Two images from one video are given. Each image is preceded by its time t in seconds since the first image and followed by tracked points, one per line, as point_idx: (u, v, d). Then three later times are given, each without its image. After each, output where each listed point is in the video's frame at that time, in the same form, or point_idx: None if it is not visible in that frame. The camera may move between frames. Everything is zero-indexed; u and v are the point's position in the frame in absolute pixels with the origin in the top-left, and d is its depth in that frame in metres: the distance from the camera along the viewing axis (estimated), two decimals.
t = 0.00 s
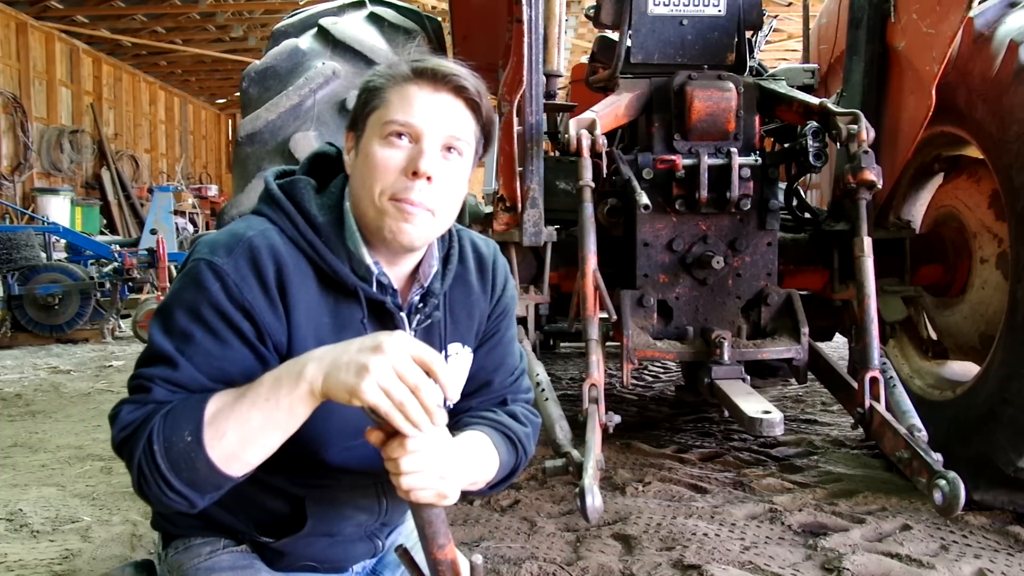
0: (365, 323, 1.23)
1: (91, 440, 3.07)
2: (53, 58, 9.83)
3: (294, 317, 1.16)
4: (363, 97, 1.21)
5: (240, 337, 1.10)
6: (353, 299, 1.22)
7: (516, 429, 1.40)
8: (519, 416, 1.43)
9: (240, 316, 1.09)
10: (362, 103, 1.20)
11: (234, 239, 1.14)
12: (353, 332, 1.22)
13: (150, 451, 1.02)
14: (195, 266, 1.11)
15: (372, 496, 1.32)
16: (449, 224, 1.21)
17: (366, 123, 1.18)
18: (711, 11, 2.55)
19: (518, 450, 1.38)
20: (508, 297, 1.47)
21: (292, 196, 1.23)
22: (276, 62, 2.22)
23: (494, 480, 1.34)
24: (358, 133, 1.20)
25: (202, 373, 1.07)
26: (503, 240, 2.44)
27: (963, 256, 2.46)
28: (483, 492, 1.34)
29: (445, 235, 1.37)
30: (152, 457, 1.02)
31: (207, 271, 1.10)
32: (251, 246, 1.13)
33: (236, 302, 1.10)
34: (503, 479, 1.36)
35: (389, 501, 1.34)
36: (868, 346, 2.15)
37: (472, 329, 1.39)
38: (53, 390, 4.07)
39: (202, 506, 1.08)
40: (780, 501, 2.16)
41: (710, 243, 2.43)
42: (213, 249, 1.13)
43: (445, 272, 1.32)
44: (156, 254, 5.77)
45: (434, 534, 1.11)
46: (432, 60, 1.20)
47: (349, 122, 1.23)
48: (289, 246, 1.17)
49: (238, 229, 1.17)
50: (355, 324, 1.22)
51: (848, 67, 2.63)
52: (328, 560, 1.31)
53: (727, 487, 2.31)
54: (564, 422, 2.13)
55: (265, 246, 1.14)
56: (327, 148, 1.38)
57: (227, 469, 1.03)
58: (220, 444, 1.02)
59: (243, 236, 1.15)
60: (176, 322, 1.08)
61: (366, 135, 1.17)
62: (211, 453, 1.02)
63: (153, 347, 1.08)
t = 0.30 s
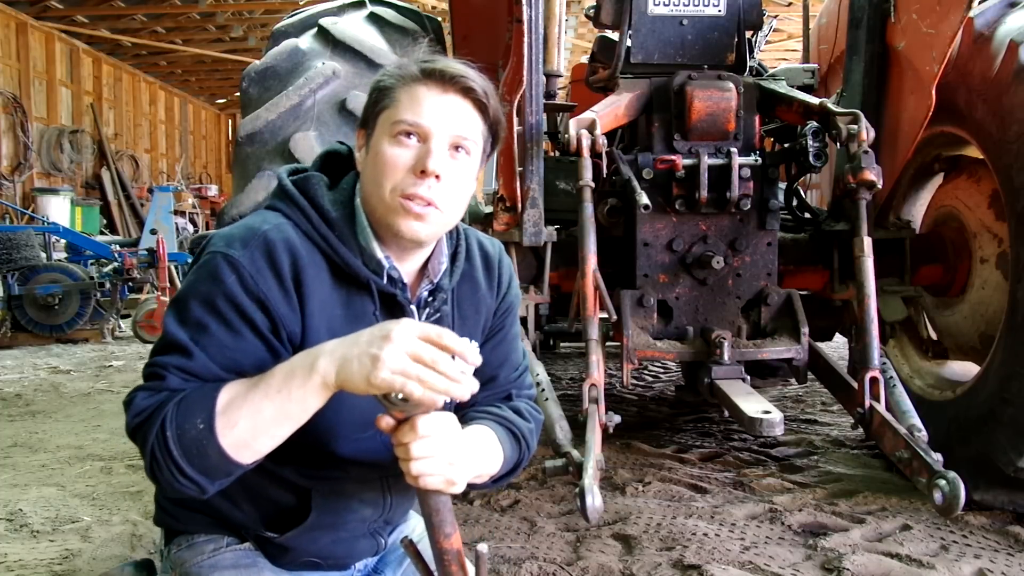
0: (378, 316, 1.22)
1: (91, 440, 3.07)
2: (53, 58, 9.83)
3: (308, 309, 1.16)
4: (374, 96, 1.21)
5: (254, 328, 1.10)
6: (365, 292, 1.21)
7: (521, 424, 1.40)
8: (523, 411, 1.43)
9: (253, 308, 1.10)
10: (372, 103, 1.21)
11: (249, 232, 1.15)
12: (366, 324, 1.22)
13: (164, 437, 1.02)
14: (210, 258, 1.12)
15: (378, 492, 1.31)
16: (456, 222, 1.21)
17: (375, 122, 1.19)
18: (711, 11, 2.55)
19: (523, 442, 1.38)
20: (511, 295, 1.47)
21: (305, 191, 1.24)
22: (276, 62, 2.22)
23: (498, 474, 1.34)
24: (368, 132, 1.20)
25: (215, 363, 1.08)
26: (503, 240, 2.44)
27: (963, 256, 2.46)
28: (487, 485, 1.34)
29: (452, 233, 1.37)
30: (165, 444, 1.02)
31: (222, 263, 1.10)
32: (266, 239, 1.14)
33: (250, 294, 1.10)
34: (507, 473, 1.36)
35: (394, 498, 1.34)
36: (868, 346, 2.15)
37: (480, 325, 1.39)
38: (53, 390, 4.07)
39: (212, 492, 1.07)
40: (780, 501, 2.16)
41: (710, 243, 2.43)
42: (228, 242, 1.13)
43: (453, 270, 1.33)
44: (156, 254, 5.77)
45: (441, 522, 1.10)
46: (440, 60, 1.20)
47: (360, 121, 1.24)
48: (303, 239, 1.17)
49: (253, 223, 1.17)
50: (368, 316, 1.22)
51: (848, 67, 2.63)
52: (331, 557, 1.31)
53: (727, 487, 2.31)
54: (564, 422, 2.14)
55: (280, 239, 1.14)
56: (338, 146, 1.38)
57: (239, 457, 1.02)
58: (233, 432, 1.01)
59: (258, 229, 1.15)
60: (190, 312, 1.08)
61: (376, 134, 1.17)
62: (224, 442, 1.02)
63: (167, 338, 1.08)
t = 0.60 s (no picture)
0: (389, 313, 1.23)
1: (91, 440, 3.07)
2: (53, 58, 9.83)
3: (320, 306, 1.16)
4: (380, 94, 1.21)
5: (271, 325, 1.09)
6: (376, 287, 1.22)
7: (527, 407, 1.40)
8: (526, 395, 1.44)
9: (266, 305, 1.09)
10: (378, 101, 1.20)
11: (260, 234, 1.16)
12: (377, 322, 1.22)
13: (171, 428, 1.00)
14: (221, 259, 1.12)
15: (382, 487, 1.33)
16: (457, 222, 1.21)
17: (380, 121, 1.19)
18: (711, 11, 2.55)
19: (531, 423, 1.38)
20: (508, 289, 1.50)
21: (311, 191, 1.24)
22: (276, 62, 2.22)
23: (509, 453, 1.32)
24: (373, 129, 1.20)
25: (237, 356, 1.06)
26: (503, 240, 2.44)
27: (963, 255, 2.46)
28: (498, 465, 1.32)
29: (452, 228, 1.40)
30: (171, 433, 1.00)
31: (234, 262, 1.10)
32: (277, 239, 1.15)
33: (263, 292, 1.10)
34: (517, 455, 1.34)
35: (399, 493, 1.35)
36: (868, 346, 2.15)
37: (485, 315, 1.41)
38: (53, 390, 4.07)
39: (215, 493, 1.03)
40: (780, 501, 2.16)
41: (710, 243, 2.43)
42: (239, 244, 1.14)
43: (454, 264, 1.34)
44: (156, 254, 5.77)
45: (478, 499, 1.06)
46: (446, 61, 1.20)
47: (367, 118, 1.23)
48: (313, 239, 1.19)
49: (263, 227, 1.18)
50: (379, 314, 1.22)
51: (848, 67, 2.63)
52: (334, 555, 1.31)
53: (727, 487, 2.31)
54: (564, 423, 2.13)
55: (290, 239, 1.16)
56: (335, 146, 1.37)
57: (237, 457, 0.98)
58: (233, 433, 0.97)
59: (270, 231, 1.16)
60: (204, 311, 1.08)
61: (381, 133, 1.17)
62: (223, 440, 0.97)
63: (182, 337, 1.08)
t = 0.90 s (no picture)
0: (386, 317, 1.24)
1: (91, 440, 3.07)
2: (53, 58, 9.83)
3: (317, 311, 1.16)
4: (386, 98, 1.21)
5: (268, 329, 1.09)
6: (373, 292, 1.23)
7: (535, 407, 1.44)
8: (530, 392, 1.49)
9: (263, 310, 1.09)
10: (384, 106, 1.20)
11: (256, 240, 1.16)
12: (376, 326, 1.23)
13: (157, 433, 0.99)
14: (218, 264, 1.12)
15: (382, 488, 1.34)
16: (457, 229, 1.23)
17: (386, 126, 1.19)
18: (711, 11, 2.55)
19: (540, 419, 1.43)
20: (505, 288, 1.53)
21: (308, 196, 1.24)
22: (276, 62, 2.22)
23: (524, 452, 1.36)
24: (378, 132, 1.20)
25: (238, 361, 1.05)
26: (503, 240, 2.44)
27: (962, 255, 2.46)
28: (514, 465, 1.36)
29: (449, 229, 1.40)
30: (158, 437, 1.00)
31: (230, 267, 1.10)
32: (274, 245, 1.15)
33: (261, 297, 1.10)
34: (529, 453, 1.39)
35: (399, 494, 1.37)
36: (868, 346, 2.15)
37: (484, 316, 1.44)
38: (53, 390, 4.08)
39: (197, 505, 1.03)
40: (780, 501, 2.16)
41: (710, 243, 2.43)
42: (235, 250, 1.14)
43: (454, 266, 1.35)
44: (156, 254, 5.77)
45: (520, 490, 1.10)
46: (455, 69, 1.19)
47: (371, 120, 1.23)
48: (310, 244, 1.19)
49: (260, 232, 1.18)
50: (376, 318, 1.23)
51: (848, 67, 2.63)
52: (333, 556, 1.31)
53: (727, 487, 2.31)
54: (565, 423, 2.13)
55: (288, 245, 1.16)
56: (331, 146, 1.36)
57: (206, 478, 0.97)
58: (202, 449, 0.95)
59: (267, 238, 1.16)
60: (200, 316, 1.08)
61: (385, 139, 1.18)
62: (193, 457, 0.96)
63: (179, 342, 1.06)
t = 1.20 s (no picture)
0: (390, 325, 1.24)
1: (91, 440, 3.07)
2: (53, 58, 9.83)
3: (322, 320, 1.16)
4: (389, 104, 1.21)
5: (273, 341, 1.09)
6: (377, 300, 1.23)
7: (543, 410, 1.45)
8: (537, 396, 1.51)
9: (267, 321, 1.09)
10: (388, 112, 1.20)
11: (261, 250, 1.16)
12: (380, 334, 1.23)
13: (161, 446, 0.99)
14: (222, 274, 1.12)
15: (384, 489, 1.34)
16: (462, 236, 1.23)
17: (390, 133, 1.18)
18: (711, 11, 2.55)
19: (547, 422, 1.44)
20: (509, 290, 1.53)
21: (313, 205, 1.24)
22: (276, 62, 2.22)
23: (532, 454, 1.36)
24: (382, 138, 1.20)
25: (242, 373, 1.04)
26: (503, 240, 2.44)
27: (962, 256, 2.46)
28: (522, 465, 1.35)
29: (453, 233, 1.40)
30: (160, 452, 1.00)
31: (235, 278, 1.10)
32: (279, 256, 1.15)
33: (265, 308, 1.10)
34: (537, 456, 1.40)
35: (401, 497, 1.38)
36: (868, 346, 2.15)
37: (490, 321, 1.44)
38: (53, 390, 4.07)
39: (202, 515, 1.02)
40: (780, 501, 2.16)
41: (710, 243, 2.43)
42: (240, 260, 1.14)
43: (459, 272, 1.35)
44: (156, 254, 5.77)
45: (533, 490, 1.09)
46: (459, 76, 1.19)
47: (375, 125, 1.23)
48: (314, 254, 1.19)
49: (264, 242, 1.18)
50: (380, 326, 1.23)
51: (848, 67, 2.63)
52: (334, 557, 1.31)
53: (727, 487, 2.31)
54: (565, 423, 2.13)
55: (292, 255, 1.16)
56: (335, 151, 1.37)
57: (214, 482, 0.96)
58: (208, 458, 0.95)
59: (271, 247, 1.16)
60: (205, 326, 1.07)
61: (389, 146, 1.17)
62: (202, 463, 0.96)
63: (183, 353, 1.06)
